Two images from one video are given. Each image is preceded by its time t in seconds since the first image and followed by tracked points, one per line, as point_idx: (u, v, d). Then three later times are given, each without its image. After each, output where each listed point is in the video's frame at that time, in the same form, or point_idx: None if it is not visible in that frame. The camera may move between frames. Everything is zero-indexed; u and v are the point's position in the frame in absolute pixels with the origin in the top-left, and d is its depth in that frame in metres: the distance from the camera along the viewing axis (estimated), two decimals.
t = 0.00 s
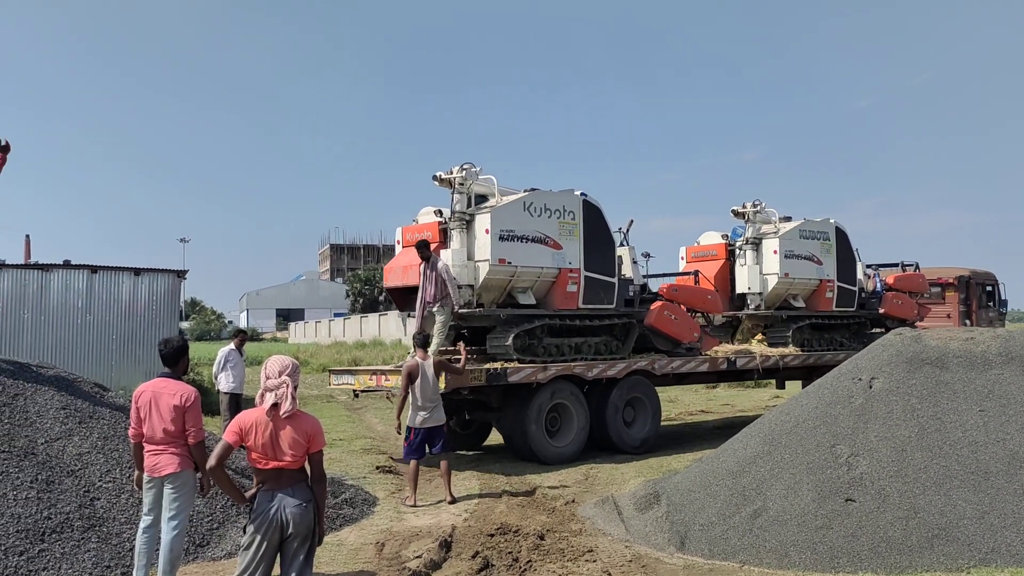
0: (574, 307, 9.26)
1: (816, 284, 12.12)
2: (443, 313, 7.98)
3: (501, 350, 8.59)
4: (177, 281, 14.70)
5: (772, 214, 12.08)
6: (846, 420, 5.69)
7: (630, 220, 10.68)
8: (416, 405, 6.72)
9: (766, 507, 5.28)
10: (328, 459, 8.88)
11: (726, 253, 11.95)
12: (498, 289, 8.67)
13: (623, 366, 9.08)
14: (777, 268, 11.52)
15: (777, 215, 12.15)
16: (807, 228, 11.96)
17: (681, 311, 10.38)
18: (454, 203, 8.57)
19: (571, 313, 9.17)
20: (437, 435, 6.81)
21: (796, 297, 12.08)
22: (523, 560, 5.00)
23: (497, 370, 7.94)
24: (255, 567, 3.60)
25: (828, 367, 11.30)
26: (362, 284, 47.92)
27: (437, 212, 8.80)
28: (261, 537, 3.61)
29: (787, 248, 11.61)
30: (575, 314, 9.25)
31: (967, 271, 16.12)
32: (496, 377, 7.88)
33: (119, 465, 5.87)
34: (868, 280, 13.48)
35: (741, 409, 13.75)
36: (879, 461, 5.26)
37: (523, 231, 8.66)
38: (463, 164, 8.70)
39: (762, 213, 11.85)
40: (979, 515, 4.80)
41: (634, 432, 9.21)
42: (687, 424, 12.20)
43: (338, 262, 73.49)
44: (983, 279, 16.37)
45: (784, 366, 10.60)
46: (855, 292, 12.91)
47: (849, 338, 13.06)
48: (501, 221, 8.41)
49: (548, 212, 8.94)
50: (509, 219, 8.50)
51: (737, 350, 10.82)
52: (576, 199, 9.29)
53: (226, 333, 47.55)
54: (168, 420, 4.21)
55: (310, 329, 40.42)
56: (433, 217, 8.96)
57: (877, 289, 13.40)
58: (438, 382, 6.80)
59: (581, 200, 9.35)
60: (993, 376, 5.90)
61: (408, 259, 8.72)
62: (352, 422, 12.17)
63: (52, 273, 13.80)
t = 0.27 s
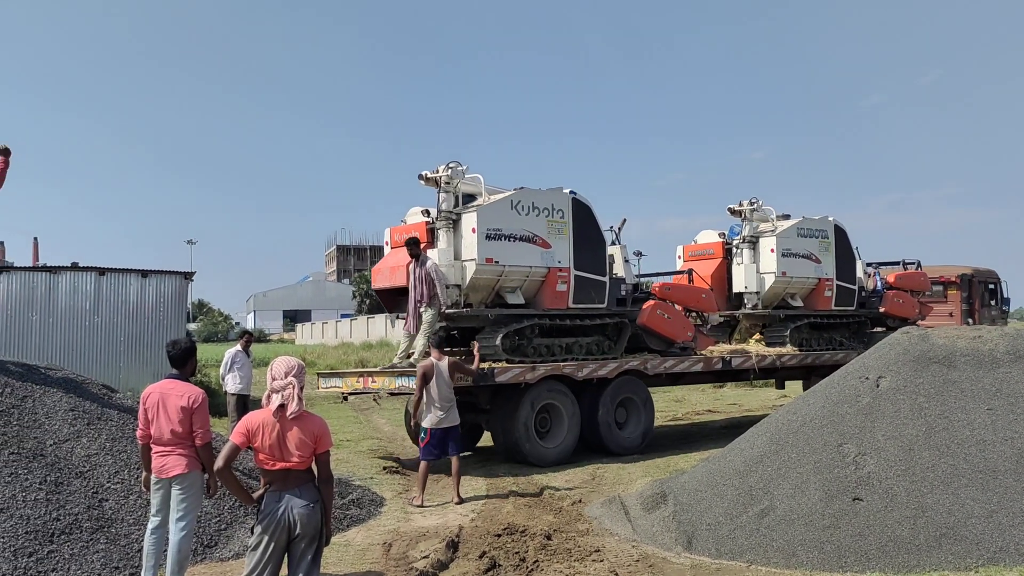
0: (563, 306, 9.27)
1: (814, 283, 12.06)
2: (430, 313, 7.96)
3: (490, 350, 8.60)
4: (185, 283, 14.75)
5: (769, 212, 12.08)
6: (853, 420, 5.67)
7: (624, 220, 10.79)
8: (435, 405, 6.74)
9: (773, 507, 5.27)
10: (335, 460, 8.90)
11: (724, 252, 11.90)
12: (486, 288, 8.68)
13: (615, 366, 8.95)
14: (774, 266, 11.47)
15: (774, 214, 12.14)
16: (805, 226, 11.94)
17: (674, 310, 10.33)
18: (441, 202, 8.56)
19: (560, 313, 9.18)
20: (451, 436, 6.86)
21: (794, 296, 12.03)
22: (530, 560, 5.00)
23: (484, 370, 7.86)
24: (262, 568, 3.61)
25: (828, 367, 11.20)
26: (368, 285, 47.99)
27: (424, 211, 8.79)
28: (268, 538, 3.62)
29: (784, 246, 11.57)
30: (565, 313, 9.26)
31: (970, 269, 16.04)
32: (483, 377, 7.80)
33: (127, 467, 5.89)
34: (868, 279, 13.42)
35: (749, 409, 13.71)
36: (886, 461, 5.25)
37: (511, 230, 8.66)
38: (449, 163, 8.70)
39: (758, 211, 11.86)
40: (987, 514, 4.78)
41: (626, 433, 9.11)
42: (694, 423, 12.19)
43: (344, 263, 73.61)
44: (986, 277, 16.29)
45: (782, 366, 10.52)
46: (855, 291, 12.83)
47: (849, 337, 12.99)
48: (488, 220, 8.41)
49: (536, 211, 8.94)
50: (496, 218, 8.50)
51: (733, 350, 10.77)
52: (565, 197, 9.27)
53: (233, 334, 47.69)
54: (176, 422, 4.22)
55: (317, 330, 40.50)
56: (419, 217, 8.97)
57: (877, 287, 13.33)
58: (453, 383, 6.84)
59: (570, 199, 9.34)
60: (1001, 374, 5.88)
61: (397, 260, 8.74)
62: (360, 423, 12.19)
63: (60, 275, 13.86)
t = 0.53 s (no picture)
0: (553, 306, 9.19)
1: (812, 282, 11.98)
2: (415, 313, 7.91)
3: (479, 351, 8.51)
4: (193, 283, 14.82)
5: (766, 212, 12.05)
6: (862, 420, 5.66)
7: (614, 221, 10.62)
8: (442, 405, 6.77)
9: (782, 507, 5.26)
10: (343, 460, 8.92)
11: (720, 251, 11.87)
12: (473, 288, 8.62)
13: (606, 366, 8.84)
14: (771, 265, 11.40)
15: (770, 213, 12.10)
16: (801, 225, 11.87)
17: (667, 309, 10.26)
18: (427, 202, 8.54)
19: (550, 313, 9.10)
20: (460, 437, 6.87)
21: (790, 296, 11.95)
22: (539, 560, 5.00)
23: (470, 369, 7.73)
24: (272, 568, 3.62)
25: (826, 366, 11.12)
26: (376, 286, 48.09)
27: (411, 212, 8.77)
28: (278, 538, 3.64)
29: (780, 245, 11.49)
30: (555, 314, 9.17)
31: (973, 268, 15.93)
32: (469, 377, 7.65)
33: (136, 467, 5.93)
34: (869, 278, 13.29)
35: (757, 409, 13.70)
36: (896, 461, 5.23)
37: (499, 229, 8.60)
38: (436, 162, 8.68)
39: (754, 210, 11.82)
40: (997, 515, 4.76)
41: (618, 437, 8.98)
42: (702, 424, 12.19)
43: (351, 263, 73.77)
44: (990, 276, 16.19)
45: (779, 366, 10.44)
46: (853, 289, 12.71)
47: (849, 337, 12.81)
48: (475, 219, 8.35)
49: (525, 209, 8.87)
50: (483, 217, 8.44)
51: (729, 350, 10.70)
52: (554, 196, 9.21)
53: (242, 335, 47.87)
54: (186, 422, 4.25)
55: (324, 331, 40.63)
56: (407, 218, 8.96)
57: (878, 286, 13.18)
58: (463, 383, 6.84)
59: (559, 197, 9.27)
60: (1011, 374, 5.86)
61: (383, 262, 8.73)
62: (368, 423, 12.22)
63: (70, 276, 13.93)
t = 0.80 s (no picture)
0: (544, 307, 9.05)
1: (812, 282, 11.81)
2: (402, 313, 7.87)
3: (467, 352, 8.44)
4: (203, 283, 14.89)
5: (765, 210, 11.90)
6: (873, 420, 5.64)
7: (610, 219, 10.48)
8: (450, 405, 6.77)
9: (791, 508, 5.25)
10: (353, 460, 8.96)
11: (718, 251, 11.78)
12: (462, 289, 8.52)
13: (597, 369, 8.79)
14: (769, 265, 11.26)
15: (770, 212, 11.94)
16: (800, 224, 11.70)
17: (663, 310, 10.08)
18: (415, 202, 8.40)
19: (540, 313, 8.98)
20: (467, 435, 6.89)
21: (790, 296, 11.81)
22: (548, 560, 5.01)
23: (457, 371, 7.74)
24: (282, 567, 3.64)
25: (825, 367, 11.05)
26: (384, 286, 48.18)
27: (400, 211, 8.63)
28: (289, 538, 3.65)
29: (778, 245, 11.35)
30: (546, 315, 9.05)
31: (979, 268, 15.77)
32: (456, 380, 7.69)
33: (147, 466, 5.96)
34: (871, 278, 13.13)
35: (768, 409, 13.72)
36: (906, 461, 5.22)
37: (486, 229, 8.45)
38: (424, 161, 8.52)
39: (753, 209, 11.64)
40: (1009, 515, 4.73)
41: (611, 439, 8.88)
42: (710, 424, 12.17)
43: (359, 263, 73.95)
44: (998, 276, 16.05)
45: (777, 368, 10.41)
46: (855, 289, 12.50)
47: (851, 338, 12.62)
48: (462, 219, 8.22)
49: (514, 209, 8.71)
50: (470, 218, 8.31)
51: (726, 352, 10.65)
52: (544, 194, 9.02)
53: (251, 335, 48.05)
54: (196, 421, 4.27)
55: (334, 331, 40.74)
56: (395, 219, 8.81)
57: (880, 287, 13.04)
58: (471, 382, 6.85)
59: (550, 196, 9.09)
60: None
61: (372, 263, 8.69)
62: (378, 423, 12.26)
63: (81, 276, 14.01)
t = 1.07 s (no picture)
0: (536, 307, 8.84)
1: (810, 282, 11.64)
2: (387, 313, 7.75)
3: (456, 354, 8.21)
4: (211, 284, 14.93)
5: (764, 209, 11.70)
6: (881, 420, 5.63)
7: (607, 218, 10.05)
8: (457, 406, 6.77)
9: (798, 509, 5.24)
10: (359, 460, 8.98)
11: (716, 250, 11.54)
12: (451, 289, 8.30)
13: (588, 371, 8.68)
14: (767, 265, 11.05)
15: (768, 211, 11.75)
16: (799, 224, 11.51)
17: (656, 310, 9.92)
18: (404, 199, 8.16)
19: (531, 314, 8.76)
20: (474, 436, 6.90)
21: (788, 297, 11.61)
22: (555, 561, 5.00)
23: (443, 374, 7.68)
24: (290, 567, 3.65)
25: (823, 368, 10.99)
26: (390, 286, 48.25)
27: (389, 208, 8.35)
28: (296, 538, 3.65)
29: (777, 244, 11.14)
30: (538, 315, 8.83)
31: (984, 268, 15.55)
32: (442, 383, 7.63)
33: (155, 467, 5.98)
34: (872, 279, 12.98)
35: (775, 409, 13.76)
36: (914, 462, 5.20)
37: (476, 227, 8.24)
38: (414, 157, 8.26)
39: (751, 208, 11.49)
40: (1018, 517, 4.70)
41: (601, 442, 8.79)
42: (716, 424, 12.16)
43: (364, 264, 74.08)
44: (1002, 276, 15.86)
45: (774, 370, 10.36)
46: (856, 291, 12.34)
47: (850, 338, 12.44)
48: (452, 218, 8.01)
49: (505, 207, 8.52)
50: (459, 216, 8.09)
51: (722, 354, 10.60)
52: (536, 193, 8.83)
53: (257, 335, 48.19)
54: (204, 422, 4.28)
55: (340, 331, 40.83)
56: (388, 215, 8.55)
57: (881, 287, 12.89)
58: (478, 382, 6.85)
59: (543, 194, 8.90)
60: None
61: (362, 259, 8.57)
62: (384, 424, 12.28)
63: (90, 277, 14.06)
